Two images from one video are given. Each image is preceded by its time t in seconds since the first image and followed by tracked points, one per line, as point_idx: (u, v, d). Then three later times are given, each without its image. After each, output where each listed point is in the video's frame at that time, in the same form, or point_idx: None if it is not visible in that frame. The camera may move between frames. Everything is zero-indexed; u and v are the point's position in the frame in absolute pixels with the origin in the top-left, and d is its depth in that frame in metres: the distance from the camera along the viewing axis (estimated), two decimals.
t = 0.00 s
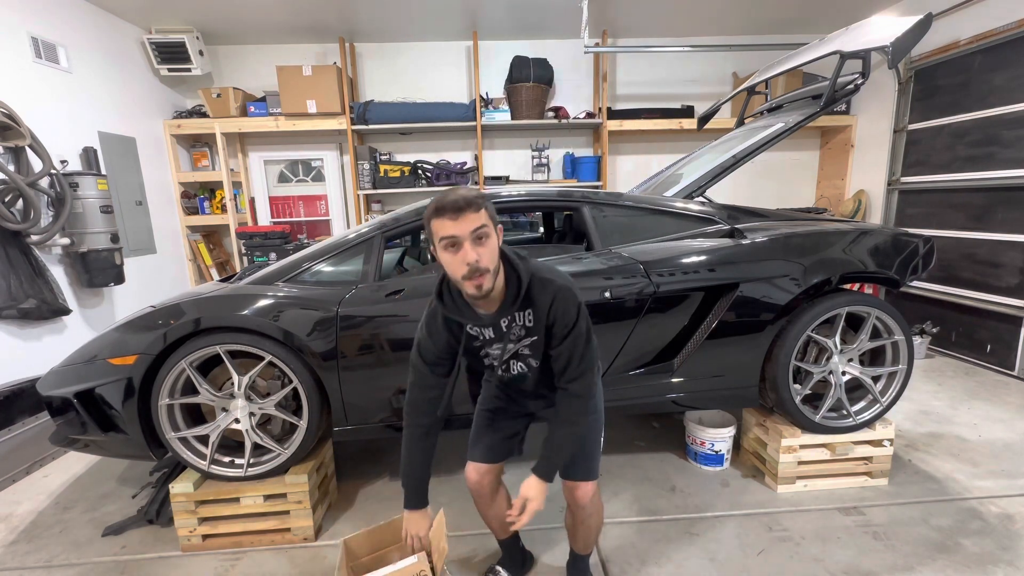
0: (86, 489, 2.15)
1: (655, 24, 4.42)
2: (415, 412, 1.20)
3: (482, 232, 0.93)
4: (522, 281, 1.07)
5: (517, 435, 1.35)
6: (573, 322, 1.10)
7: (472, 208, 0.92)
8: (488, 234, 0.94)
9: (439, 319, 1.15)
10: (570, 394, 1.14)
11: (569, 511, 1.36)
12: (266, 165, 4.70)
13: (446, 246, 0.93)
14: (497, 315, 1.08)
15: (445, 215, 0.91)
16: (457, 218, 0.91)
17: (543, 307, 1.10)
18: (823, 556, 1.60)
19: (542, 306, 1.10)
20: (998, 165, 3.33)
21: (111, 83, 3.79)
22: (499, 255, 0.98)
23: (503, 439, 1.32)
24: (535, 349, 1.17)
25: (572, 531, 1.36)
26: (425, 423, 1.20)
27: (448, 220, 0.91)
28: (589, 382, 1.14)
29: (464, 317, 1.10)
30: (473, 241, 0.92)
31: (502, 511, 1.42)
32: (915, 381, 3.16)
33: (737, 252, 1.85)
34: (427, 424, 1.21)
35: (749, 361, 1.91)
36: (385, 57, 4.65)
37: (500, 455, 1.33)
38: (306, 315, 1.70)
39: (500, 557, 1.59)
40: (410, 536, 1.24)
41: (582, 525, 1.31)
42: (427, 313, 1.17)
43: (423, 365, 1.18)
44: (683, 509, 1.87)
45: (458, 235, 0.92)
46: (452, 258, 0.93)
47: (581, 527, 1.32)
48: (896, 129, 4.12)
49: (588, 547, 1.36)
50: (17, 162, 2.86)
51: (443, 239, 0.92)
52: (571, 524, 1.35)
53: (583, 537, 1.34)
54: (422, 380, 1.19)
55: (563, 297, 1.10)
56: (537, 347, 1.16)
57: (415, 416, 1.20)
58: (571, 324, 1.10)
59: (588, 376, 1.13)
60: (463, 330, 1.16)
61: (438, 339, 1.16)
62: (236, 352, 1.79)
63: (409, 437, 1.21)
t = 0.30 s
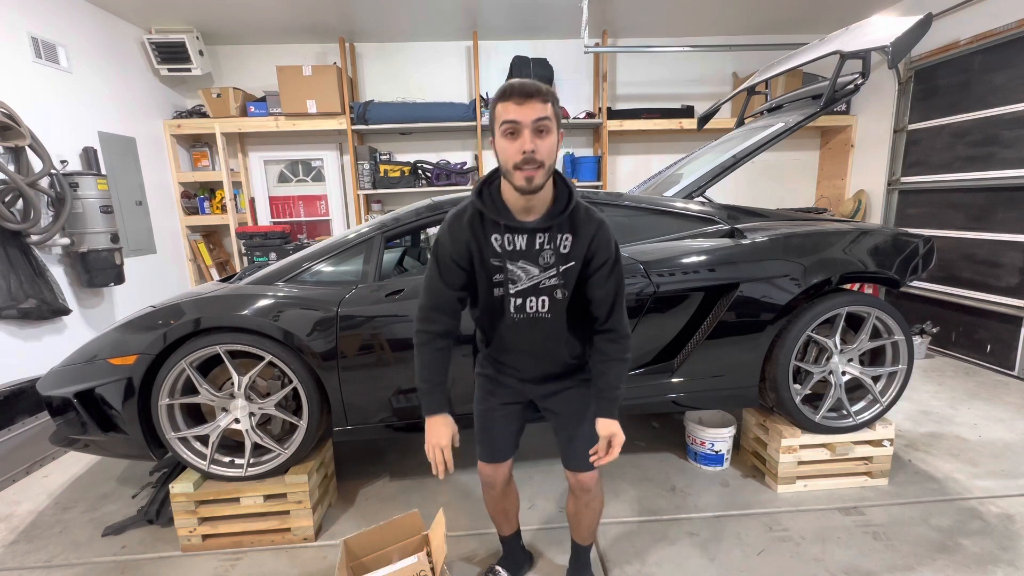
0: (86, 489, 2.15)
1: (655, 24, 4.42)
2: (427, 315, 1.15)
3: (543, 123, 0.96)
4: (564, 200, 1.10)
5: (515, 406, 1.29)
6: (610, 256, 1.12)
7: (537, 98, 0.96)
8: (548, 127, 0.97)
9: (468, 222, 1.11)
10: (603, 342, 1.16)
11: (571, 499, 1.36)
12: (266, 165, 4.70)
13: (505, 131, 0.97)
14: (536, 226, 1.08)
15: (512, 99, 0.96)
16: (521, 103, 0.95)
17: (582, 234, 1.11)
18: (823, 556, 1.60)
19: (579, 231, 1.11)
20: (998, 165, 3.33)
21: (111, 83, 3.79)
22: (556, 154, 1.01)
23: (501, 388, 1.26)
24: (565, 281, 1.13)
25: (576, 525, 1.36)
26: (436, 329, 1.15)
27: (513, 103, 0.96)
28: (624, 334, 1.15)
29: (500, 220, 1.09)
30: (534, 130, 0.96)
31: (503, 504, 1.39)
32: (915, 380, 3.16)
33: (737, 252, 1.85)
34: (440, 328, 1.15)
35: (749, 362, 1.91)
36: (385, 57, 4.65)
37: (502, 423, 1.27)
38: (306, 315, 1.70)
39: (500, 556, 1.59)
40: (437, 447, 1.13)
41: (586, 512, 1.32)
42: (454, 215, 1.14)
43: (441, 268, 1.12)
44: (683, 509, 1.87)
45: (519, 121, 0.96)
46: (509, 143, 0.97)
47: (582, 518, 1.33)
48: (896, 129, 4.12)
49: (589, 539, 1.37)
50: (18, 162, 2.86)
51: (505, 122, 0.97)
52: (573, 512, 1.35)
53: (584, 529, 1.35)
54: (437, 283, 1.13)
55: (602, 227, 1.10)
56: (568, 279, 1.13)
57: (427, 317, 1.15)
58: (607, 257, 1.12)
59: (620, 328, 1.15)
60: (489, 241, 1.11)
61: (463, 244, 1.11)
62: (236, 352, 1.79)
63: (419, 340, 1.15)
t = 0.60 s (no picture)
0: (86, 489, 2.15)
1: (655, 24, 4.42)
2: (457, 287, 1.07)
3: (596, 103, 0.95)
4: (607, 184, 1.09)
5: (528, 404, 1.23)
6: (646, 246, 1.13)
7: (593, 76, 0.95)
8: (600, 107, 0.96)
9: (509, 194, 1.07)
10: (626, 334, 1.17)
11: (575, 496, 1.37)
12: (266, 165, 4.70)
13: (556, 109, 0.96)
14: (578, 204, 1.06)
15: (568, 75, 0.95)
16: (576, 81, 0.95)
17: (623, 220, 1.10)
18: (823, 555, 1.60)
19: (620, 216, 1.10)
20: (998, 165, 3.33)
21: (111, 83, 3.79)
22: (605, 136, 0.99)
23: (516, 379, 1.21)
24: (603, 266, 1.10)
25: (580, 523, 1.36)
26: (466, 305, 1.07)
27: (569, 79, 0.95)
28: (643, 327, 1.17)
29: (544, 195, 1.05)
30: (586, 110, 0.95)
31: (508, 508, 1.38)
32: (915, 380, 3.16)
33: (737, 251, 1.85)
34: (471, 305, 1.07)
35: (749, 361, 1.91)
36: (385, 58, 4.65)
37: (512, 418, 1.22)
38: (306, 315, 1.70)
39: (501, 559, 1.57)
40: (477, 428, 1.02)
41: (591, 511, 1.33)
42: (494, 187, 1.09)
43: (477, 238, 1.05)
44: (683, 509, 1.87)
45: (572, 99, 0.95)
46: (560, 120, 0.96)
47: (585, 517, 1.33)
48: (896, 129, 4.12)
49: (591, 537, 1.37)
50: (18, 162, 2.86)
51: (558, 98, 0.95)
52: (576, 509, 1.36)
53: (588, 527, 1.35)
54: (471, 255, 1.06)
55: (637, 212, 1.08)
56: (606, 264, 1.10)
57: (459, 291, 1.07)
58: (643, 247, 1.12)
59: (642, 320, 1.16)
60: (529, 217, 1.07)
61: (503, 216, 1.06)
62: (236, 352, 1.79)
63: (450, 314, 1.07)
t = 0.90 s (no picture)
0: (86, 490, 2.15)
1: (656, 24, 4.42)
2: (468, 315, 0.99)
3: (625, 166, 0.88)
4: (617, 202, 1.05)
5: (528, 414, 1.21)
6: (648, 259, 1.13)
7: (629, 139, 0.84)
8: (628, 168, 0.89)
9: (517, 213, 1.00)
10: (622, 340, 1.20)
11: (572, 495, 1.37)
12: (266, 165, 4.70)
13: (582, 164, 0.87)
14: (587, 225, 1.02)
15: (600, 129, 0.83)
16: (612, 145, 0.84)
17: (628, 236, 1.09)
18: (823, 555, 1.60)
19: (625, 232, 1.09)
20: (998, 165, 3.33)
21: (111, 83, 3.79)
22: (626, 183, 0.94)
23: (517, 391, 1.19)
24: (607, 281, 1.11)
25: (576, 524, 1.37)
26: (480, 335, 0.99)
27: (601, 135, 0.84)
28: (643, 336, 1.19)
29: (555, 218, 1.01)
30: (614, 172, 0.88)
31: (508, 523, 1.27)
32: (915, 380, 3.16)
33: (737, 252, 1.85)
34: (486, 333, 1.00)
35: (749, 361, 1.91)
36: (385, 58, 4.65)
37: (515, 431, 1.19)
38: (306, 315, 1.70)
39: None
40: (496, 461, 1.00)
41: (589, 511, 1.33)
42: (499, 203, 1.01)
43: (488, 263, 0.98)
44: (683, 509, 1.87)
45: (601, 161, 0.86)
46: (581, 175, 0.88)
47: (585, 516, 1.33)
48: (896, 129, 4.12)
49: (589, 536, 1.36)
50: (18, 162, 2.86)
51: (585, 152, 0.86)
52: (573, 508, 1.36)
53: (586, 526, 1.35)
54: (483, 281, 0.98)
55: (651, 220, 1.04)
56: (610, 279, 1.11)
57: (471, 318, 1.00)
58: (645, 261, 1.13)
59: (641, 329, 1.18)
60: (537, 236, 1.03)
61: (513, 237, 1.00)
62: (236, 352, 1.79)
63: (461, 344, 0.99)
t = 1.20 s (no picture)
0: (86, 489, 2.15)
1: (656, 24, 4.42)
2: (463, 376, 0.96)
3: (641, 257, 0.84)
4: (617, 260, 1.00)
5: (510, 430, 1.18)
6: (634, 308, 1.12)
7: (654, 236, 0.79)
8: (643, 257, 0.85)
9: (517, 269, 0.95)
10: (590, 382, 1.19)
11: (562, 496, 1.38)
12: (266, 165, 4.70)
13: (600, 250, 0.81)
14: (581, 288, 0.99)
15: (630, 229, 0.77)
16: (636, 242, 0.79)
17: (617, 288, 1.07)
18: (824, 556, 1.60)
19: (616, 289, 1.06)
20: (998, 165, 3.33)
21: (111, 83, 3.79)
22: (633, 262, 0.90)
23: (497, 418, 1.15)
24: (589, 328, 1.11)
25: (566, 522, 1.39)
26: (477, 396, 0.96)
27: (628, 234, 0.78)
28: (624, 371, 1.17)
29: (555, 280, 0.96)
30: (629, 262, 0.83)
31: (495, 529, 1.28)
32: (915, 380, 3.16)
33: (737, 252, 1.85)
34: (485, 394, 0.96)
35: (749, 361, 1.91)
36: (385, 58, 4.65)
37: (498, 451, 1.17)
38: (306, 315, 1.70)
39: None
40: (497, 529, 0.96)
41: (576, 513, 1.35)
42: (499, 256, 0.95)
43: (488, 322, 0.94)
44: (683, 509, 1.87)
45: (620, 253, 0.81)
46: (594, 259, 0.83)
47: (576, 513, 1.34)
48: (896, 129, 4.12)
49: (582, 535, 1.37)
50: (18, 162, 2.86)
51: (605, 245, 0.80)
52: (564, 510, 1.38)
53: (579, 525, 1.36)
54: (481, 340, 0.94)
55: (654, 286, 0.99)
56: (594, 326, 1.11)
57: (465, 376, 0.96)
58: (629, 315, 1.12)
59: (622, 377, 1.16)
60: (530, 292, 0.99)
61: (511, 295, 0.95)
62: (236, 352, 1.79)
63: (456, 402, 0.97)
